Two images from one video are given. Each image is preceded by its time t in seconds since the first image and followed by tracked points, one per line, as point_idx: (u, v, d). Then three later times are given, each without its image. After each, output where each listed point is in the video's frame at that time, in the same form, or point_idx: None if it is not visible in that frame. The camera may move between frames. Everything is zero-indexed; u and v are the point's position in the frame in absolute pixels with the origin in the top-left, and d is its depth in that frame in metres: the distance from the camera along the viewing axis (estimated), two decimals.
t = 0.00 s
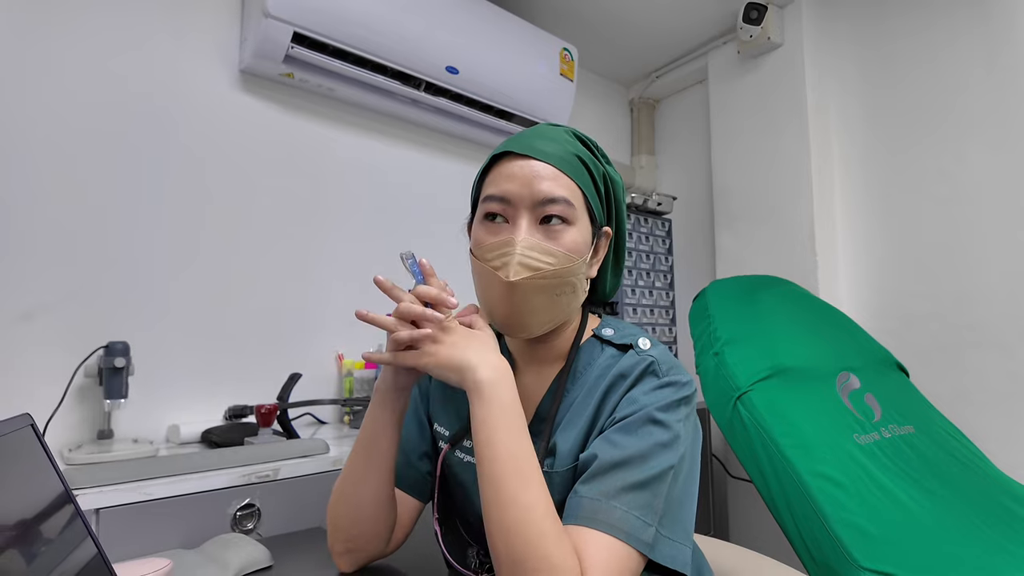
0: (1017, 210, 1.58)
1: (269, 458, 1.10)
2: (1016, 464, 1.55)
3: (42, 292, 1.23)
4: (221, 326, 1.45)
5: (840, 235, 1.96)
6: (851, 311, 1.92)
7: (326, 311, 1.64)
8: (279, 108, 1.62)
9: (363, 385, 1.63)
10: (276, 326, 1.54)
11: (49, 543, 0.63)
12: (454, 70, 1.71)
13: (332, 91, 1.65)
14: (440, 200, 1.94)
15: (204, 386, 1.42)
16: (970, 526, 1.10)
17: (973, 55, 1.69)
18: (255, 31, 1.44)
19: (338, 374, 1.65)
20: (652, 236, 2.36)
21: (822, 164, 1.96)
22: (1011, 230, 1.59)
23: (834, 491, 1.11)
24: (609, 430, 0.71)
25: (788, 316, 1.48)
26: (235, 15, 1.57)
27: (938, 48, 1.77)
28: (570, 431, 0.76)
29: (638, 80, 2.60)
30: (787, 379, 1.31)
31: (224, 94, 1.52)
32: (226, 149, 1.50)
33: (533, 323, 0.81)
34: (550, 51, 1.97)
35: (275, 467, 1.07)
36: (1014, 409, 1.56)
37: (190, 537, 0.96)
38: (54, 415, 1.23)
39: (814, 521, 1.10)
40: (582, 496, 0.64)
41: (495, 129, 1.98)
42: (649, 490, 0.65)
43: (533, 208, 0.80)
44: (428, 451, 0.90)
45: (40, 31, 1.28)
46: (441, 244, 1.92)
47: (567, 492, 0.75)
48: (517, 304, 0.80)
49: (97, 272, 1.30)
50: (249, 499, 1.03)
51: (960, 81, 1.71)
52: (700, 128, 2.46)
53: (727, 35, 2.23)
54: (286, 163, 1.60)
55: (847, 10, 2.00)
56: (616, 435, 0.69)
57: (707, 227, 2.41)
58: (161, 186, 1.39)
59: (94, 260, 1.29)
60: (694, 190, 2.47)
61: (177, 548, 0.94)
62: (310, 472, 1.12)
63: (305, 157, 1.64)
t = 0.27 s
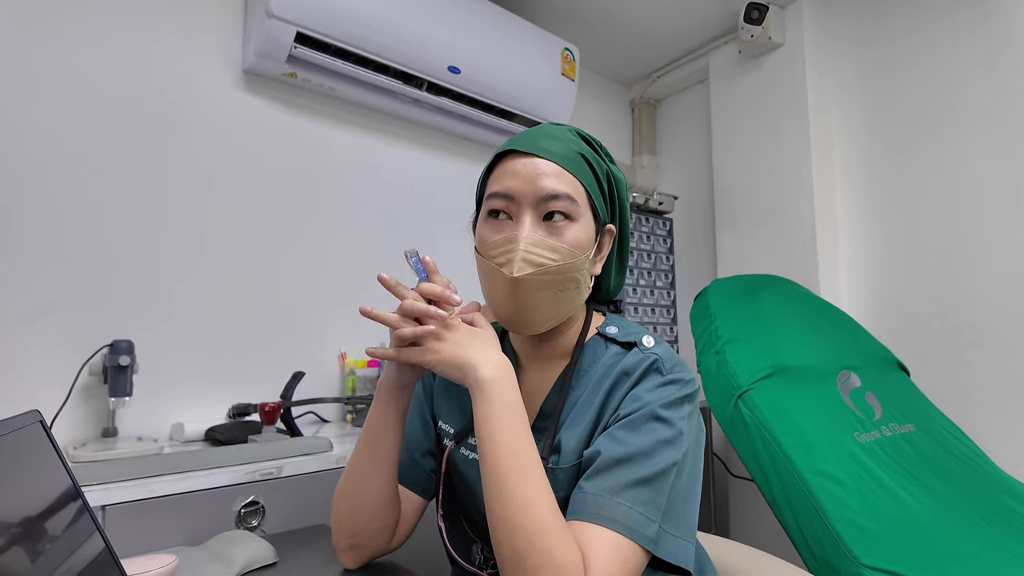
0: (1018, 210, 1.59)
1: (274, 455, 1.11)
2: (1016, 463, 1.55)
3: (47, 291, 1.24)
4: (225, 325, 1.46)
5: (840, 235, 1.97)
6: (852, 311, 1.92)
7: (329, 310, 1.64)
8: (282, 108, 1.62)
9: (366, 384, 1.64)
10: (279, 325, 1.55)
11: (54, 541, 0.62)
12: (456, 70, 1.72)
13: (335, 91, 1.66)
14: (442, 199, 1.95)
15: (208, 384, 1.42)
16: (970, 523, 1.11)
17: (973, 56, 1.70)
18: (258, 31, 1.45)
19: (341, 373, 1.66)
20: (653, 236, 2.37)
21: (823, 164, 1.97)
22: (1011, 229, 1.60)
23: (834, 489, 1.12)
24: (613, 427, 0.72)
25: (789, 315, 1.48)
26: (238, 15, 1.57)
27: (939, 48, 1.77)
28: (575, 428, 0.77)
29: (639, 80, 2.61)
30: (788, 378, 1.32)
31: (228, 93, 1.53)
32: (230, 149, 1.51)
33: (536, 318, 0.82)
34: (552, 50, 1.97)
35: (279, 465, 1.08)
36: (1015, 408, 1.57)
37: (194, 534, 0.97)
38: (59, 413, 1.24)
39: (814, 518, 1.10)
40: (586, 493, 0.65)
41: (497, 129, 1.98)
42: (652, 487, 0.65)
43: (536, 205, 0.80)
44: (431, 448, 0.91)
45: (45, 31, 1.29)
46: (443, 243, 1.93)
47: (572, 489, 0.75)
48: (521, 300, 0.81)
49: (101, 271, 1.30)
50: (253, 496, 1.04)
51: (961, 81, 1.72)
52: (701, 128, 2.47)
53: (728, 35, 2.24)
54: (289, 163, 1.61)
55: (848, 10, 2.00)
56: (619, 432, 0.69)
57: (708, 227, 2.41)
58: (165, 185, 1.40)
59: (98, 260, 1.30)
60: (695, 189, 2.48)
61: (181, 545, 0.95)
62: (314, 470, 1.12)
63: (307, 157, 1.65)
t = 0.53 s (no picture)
0: (1019, 210, 1.59)
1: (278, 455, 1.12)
2: (1017, 462, 1.56)
3: (52, 290, 1.24)
4: (229, 325, 1.47)
5: (842, 235, 1.97)
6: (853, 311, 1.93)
7: (332, 310, 1.65)
8: (286, 109, 1.63)
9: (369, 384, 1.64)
10: (282, 325, 1.55)
11: (59, 540, 0.62)
12: (458, 71, 1.72)
13: (338, 92, 1.66)
14: (445, 200, 1.95)
15: (212, 384, 1.43)
16: (971, 523, 1.11)
17: (974, 56, 1.70)
18: (261, 32, 1.45)
19: (344, 373, 1.66)
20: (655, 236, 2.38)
21: (824, 164, 1.97)
22: (1013, 229, 1.60)
23: (836, 488, 1.12)
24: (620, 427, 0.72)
25: (791, 315, 1.49)
26: (241, 16, 1.58)
27: (940, 48, 1.78)
28: (581, 428, 0.78)
29: (641, 81, 2.61)
30: (790, 378, 1.32)
31: (232, 94, 1.53)
32: (234, 149, 1.51)
33: (544, 309, 0.82)
34: (554, 51, 1.98)
35: (283, 464, 1.09)
36: (1016, 408, 1.57)
37: (200, 533, 0.97)
38: (64, 413, 1.24)
39: (815, 518, 1.11)
40: (592, 493, 0.65)
41: (499, 129, 1.99)
42: (658, 486, 0.66)
43: (542, 197, 0.81)
44: (436, 448, 0.92)
45: (50, 30, 1.29)
46: (446, 243, 1.93)
47: (578, 488, 0.76)
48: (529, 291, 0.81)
49: (106, 271, 1.31)
50: (258, 495, 1.04)
51: (962, 81, 1.72)
52: (703, 128, 2.47)
53: (729, 35, 2.24)
54: (292, 163, 1.61)
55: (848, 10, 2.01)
56: (625, 432, 0.70)
57: (709, 227, 2.42)
58: (169, 186, 1.40)
59: (103, 259, 1.30)
60: (697, 190, 2.48)
61: (186, 544, 0.95)
62: (318, 469, 1.13)
63: (310, 157, 1.65)
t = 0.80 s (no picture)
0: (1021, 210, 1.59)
1: (284, 456, 1.13)
2: (1019, 462, 1.56)
3: (57, 290, 1.25)
4: (233, 325, 1.47)
5: (844, 236, 1.97)
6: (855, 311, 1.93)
7: (336, 311, 1.65)
8: (289, 109, 1.63)
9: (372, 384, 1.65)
10: (286, 325, 1.56)
11: (65, 540, 0.62)
12: (462, 72, 1.72)
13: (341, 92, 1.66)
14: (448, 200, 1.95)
15: (216, 384, 1.43)
16: (974, 523, 1.11)
17: (977, 57, 1.70)
18: (265, 33, 1.45)
19: (348, 373, 1.67)
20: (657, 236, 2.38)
21: (827, 164, 1.97)
22: (1015, 230, 1.60)
23: (840, 489, 1.13)
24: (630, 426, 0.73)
25: (794, 314, 1.49)
26: (245, 17, 1.58)
27: (943, 49, 1.78)
28: (591, 427, 0.78)
29: (643, 81, 2.61)
30: (793, 378, 1.33)
31: (236, 95, 1.53)
32: (238, 150, 1.52)
33: (558, 311, 0.82)
34: (557, 52, 1.98)
35: (289, 464, 1.09)
36: (1018, 408, 1.57)
37: (206, 533, 0.98)
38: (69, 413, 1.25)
39: (819, 518, 1.11)
40: (602, 492, 0.66)
41: (502, 130, 1.99)
42: (668, 486, 0.66)
43: (549, 199, 0.81)
44: (443, 449, 0.92)
45: (54, 30, 1.29)
46: (449, 243, 1.93)
47: (588, 487, 0.76)
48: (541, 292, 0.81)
49: (111, 271, 1.31)
50: (263, 495, 1.05)
51: (965, 82, 1.72)
52: (705, 129, 2.47)
53: (732, 36, 2.24)
54: (295, 164, 1.62)
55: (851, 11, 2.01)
56: (636, 431, 0.70)
57: (711, 227, 2.42)
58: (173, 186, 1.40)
59: (108, 260, 1.31)
60: (699, 190, 2.49)
61: (193, 543, 0.95)
62: (324, 469, 1.13)
63: (314, 158, 1.65)
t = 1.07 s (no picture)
0: None
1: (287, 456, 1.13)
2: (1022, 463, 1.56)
3: (61, 291, 1.25)
4: (236, 325, 1.47)
5: (846, 236, 1.97)
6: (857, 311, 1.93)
7: (338, 311, 1.65)
8: (291, 109, 1.63)
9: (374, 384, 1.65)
10: (288, 324, 1.56)
11: (68, 540, 0.62)
12: (464, 72, 1.72)
13: (344, 92, 1.66)
14: (450, 200, 1.95)
15: (219, 384, 1.43)
16: (977, 522, 1.11)
17: (980, 56, 1.70)
18: (268, 33, 1.45)
19: (350, 373, 1.67)
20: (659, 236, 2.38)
21: (829, 164, 1.97)
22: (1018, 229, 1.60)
23: (843, 489, 1.13)
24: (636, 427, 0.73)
25: (795, 314, 1.49)
26: (248, 17, 1.58)
27: (945, 49, 1.78)
28: (596, 428, 0.78)
29: (645, 81, 2.61)
30: (796, 379, 1.33)
31: (238, 95, 1.54)
32: (240, 150, 1.52)
33: (563, 330, 0.83)
34: (559, 52, 1.98)
35: (292, 464, 1.09)
36: (1020, 408, 1.57)
37: (209, 533, 0.98)
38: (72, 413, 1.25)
39: (822, 518, 1.11)
40: (608, 493, 0.66)
41: (504, 130, 1.99)
42: (674, 486, 0.66)
43: (537, 223, 0.80)
44: (446, 449, 0.92)
45: (58, 31, 1.30)
46: (451, 243, 1.93)
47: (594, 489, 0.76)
48: (546, 317, 0.82)
49: (114, 271, 1.31)
50: (266, 495, 1.05)
51: (967, 82, 1.72)
52: (707, 129, 2.47)
53: (733, 35, 2.24)
54: (297, 164, 1.62)
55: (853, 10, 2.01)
56: (641, 432, 0.70)
57: (713, 227, 2.42)
58: (176, 186, 1.41)
59: (110, 260, 1.31)
60: (701, 190, 2.48)
61: (196, 544, 0.95)
62: (327, 469, 1.14)
63: (316, 158, 1.65)
